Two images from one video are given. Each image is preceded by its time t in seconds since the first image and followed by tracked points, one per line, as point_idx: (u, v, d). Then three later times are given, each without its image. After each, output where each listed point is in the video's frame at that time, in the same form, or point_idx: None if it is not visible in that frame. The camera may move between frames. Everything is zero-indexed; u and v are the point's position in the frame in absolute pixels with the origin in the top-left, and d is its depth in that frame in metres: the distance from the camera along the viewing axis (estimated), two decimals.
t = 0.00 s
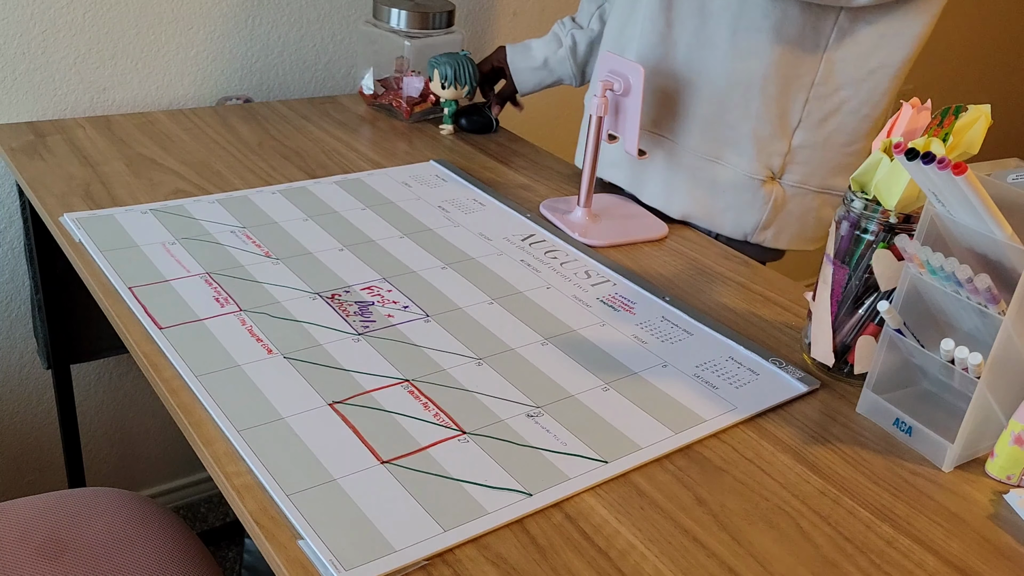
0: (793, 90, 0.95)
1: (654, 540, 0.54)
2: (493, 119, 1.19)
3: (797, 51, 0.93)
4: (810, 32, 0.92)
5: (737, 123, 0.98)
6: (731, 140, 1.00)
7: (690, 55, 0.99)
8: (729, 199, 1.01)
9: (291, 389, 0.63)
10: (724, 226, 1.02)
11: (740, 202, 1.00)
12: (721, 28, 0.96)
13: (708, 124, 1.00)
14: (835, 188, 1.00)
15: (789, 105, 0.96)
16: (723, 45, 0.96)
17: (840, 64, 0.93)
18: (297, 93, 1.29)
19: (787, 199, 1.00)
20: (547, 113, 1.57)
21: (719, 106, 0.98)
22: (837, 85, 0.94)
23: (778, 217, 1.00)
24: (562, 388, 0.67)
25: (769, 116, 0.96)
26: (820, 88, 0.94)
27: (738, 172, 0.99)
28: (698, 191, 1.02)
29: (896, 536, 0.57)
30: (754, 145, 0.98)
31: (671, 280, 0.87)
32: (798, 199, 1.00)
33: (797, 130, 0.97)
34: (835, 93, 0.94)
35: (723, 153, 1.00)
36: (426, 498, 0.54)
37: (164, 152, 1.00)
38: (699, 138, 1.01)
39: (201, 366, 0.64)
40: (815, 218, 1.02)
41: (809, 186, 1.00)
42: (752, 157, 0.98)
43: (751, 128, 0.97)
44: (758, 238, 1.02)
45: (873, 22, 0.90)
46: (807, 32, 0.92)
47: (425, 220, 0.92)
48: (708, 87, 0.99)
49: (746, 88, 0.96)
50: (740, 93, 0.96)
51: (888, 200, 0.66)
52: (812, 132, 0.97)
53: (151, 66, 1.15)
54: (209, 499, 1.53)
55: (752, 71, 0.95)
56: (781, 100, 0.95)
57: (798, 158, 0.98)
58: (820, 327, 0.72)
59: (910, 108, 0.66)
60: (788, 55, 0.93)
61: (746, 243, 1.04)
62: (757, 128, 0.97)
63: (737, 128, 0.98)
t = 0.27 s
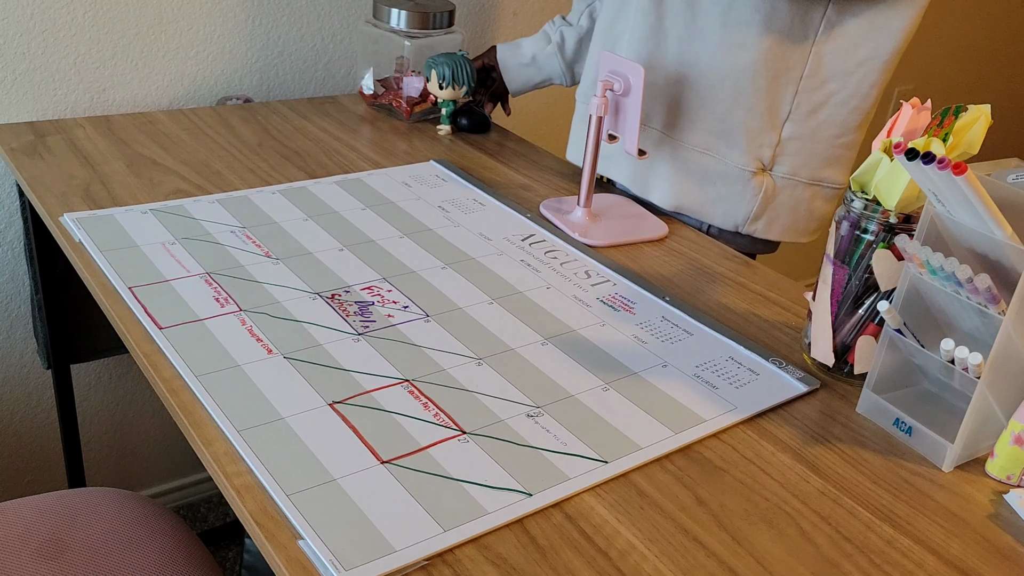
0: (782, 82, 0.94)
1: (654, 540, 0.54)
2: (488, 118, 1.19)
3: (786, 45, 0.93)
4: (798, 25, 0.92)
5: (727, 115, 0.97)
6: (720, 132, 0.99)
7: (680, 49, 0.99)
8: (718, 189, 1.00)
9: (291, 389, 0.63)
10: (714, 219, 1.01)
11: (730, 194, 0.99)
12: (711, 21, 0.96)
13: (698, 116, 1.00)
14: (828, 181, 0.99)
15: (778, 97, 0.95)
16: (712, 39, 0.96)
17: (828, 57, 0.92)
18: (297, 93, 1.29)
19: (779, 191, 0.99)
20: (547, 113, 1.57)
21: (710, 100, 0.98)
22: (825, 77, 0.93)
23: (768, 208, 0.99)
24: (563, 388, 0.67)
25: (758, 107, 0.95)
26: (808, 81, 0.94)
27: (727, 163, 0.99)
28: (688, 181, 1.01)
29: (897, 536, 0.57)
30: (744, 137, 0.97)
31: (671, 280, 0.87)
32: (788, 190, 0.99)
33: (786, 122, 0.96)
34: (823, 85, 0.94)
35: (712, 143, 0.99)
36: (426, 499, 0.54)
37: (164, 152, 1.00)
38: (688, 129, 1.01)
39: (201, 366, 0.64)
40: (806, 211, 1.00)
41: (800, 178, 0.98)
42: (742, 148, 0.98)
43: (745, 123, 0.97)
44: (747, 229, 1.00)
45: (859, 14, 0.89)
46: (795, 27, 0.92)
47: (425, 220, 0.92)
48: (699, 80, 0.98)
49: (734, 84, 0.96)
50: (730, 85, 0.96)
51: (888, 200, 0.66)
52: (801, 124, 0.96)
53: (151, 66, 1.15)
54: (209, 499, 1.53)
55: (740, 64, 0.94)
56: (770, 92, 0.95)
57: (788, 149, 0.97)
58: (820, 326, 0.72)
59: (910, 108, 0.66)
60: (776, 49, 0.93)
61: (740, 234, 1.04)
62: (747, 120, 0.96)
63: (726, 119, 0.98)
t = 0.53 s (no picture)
0: (779, 77, 0.94)
1: (654, 540, 0.54)
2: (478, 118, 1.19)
3: (783, 40, 0.92)
4: (795, 19, 0.92)
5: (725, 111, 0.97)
6: (719, 129, 0.99)
7: (679, 49, 0.99)
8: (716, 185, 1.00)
9: (291, 389, 0.63)
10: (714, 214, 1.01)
11: (728, 188, 0.99)
12: (708, 18, 0.96)
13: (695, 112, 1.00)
14: (824, 175, 0.98)
15: (775, 92, 0.95)
16: (710, 36, 0.96)
17: (825, 51, 0.92)
18: (297, 93, 1.29)
19: (777, 187, 0.98)
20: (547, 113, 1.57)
21: (709, 97, 0.98)
22: (822, 72, 0.93)
23: (765, 203, 0.99)
24: (562, 388, 0.67)
25: (756, 102, 0.95)
26: (805, 76, 0.94)
27: (727, 158, 0.98)
28: (686, 176, 1.01)
29: (897, 536, 0.57)
30: (741, 132, 0.97)
31: (671, 280, 0.87)
32: (786, 184, 0.98)
33: (784, 116, 0.96)
34: (819, 80, 0.94)
35: (710, 139, 0.99)
36: (426, 498, 0.54)
37: (164, 152, 1.00)
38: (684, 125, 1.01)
39: (201, 366, 0.64)
40: (803, 206, 1.00)
41: (796, 172, 0.98)
42: (741, 148, 0.98)
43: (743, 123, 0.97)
44: (746, 223, 1.00)
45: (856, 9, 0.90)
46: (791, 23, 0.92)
47: (425, 220, 0.92)
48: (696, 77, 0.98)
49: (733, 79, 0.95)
50: (728, 81, 0.96)
51: (888, 200, 0.66)
52: (799, 118, 0.95)
53: (151, 66, 1.15)
54: (209, 499, 1.53)
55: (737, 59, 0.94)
56: (768, 87, 0.94)
57: (785, 144, 0.97)
58: (820, 326, 0.72)
59: (910, 108, 0.66)
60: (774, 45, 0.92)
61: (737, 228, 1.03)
62: (745, 115, 0.96)
63: (724, 114, 0.98)
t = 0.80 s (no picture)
0: (783, 74, 0.95)
1: (654, 540, 0.54)
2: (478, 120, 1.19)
3: (785, 38, 0.93)
4: (793, 18, 0.92)
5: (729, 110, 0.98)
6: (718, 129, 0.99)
7: (678, 49, 0.99)
8: (724, 182, 1.00)
9: (291, 389, 0.63)
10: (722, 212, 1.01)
11: (736, 185, 0.99)
12: (708, 18, 0.96)
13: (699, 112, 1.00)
14: (830, 169, 0.98)
15: (780, 89, 0.95)
16: (713, 36, 0.96)
17: (826, 47, 0.93)
18: (297, 93, 1.29)
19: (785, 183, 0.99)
20: (548, 113, 1.57)
21: (711, 96, 0.98)
22: (824, 68, 0.93)
23: (773, 199, 0.99)
24: (563, 388, 0.67)
25: (756, 100, 0.95)
26: (808, 73, 0.94)
27: (727, 157, 0.98)
28: (694, 174, 1.01)
29: (897, 536, 0.57)
30: (748, 128, 0.97)
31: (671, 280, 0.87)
32: (792, 179, 0.99)
33: (789, 112, 0.96)
34: (821, 76, 0.94)
35: (718, 137, 0.99)
36: (426, 498, 0.54)
37: (164, 152, 1.00)
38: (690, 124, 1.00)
39: (201, 366, 0.64)
40: (809, 200, 1.00)
41: (803, 167, 0.98)
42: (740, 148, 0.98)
43: (743, 123, 0.97)
44: (754, 221, 1.01)
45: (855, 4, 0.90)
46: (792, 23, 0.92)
47: (426, 220, 0.92)
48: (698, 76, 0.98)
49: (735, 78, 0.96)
50: (735, 80, 0.96)
51: (888, 200, 0.66)
52: (803, 115, 0.96)
53: (151, 66, 1.15)
54: (209, 499, 1.53)
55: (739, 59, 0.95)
56: (772, 83, 0.95)
57: (790, 140, 0.97)
58: (820, 326, 0.72)
59: (911, 109, 0.66)
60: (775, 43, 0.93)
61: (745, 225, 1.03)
62: (751, 112, 0.96)
63: (731, 112, 0.98)
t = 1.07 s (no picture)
0: (781, 72, 0.94)
1: (654, 540, 0.54)
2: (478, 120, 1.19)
3: (783, 38, 0.93)
4: (792, 17, 0.92)
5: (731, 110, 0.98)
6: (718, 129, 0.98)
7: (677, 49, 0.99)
8: (723, 181, 1.00)
9: (291, 389, 0.63)
10: (720, 211, 1.01)
11: (734, 184, 0.99)
12: (707, 18, 0.96)
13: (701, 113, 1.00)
14: (828, 167, 0.98)
15: (777, 88, 0.95)
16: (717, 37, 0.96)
17: (823, 45, 0.92)
18: (297, 93, 1.29)
19: (782, 181, 0.99)
20: (547, 112, 1.57)
21: (712, 96, 0.98)
22: (821, 66, 0.93)
23: (770, 197, 0.99)
24: (563, 388, 0.67)
25: (755, 100, 0.95)
26: (805, 71, 0.94)
27: (726, 155, 0.98)
28: (694, 175, 1.01)
29: (896, 536, 0.57)
30: (752, 128, 0.97)
31: (671, 280, 0.87)
32: (790, 178, 0.99)
33: (786, 110, 0.96)
34: (818, 74, 0.94)
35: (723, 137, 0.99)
36: (426, 498, 0.54)
37: (164, 152, 1.00)
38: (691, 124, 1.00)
39: (201, 366, 0.64)
40: (808, 199, 1.00)
41: (799, 166, 0.98)
42: (740, 148, 0.98)
43: (742, 122, 0.97)
44: (753, 218, 1.00)
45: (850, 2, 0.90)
46: (789, 24, 0.92)
47: (425, 220, 0.92)
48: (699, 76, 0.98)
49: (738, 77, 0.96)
50: (734, 80, 0.96)
51: (888, 200, 0.66)
52: (801, 112, 0.96)
53: (151, 66, 1.15)
54: (209, 499, 1.53)
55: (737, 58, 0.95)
56: (770, 83, 0.95)
57: (789, 138, 0.97)
58: (820, 326, 0.72)
59: (911, 109, 0.66)
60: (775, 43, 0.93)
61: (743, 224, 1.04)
62: (749, 111, 0.96)
63: (730, 111, 0.98)
